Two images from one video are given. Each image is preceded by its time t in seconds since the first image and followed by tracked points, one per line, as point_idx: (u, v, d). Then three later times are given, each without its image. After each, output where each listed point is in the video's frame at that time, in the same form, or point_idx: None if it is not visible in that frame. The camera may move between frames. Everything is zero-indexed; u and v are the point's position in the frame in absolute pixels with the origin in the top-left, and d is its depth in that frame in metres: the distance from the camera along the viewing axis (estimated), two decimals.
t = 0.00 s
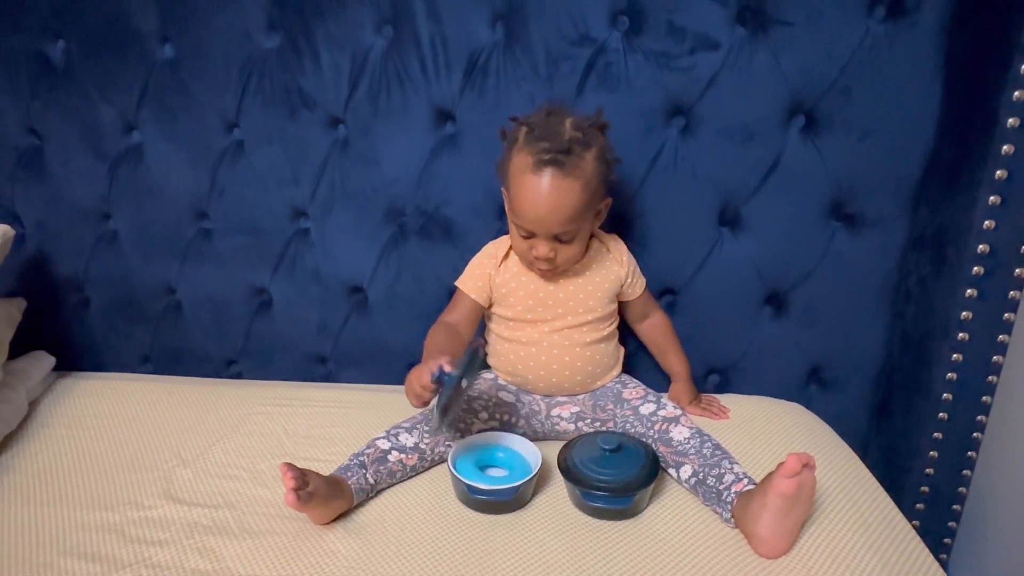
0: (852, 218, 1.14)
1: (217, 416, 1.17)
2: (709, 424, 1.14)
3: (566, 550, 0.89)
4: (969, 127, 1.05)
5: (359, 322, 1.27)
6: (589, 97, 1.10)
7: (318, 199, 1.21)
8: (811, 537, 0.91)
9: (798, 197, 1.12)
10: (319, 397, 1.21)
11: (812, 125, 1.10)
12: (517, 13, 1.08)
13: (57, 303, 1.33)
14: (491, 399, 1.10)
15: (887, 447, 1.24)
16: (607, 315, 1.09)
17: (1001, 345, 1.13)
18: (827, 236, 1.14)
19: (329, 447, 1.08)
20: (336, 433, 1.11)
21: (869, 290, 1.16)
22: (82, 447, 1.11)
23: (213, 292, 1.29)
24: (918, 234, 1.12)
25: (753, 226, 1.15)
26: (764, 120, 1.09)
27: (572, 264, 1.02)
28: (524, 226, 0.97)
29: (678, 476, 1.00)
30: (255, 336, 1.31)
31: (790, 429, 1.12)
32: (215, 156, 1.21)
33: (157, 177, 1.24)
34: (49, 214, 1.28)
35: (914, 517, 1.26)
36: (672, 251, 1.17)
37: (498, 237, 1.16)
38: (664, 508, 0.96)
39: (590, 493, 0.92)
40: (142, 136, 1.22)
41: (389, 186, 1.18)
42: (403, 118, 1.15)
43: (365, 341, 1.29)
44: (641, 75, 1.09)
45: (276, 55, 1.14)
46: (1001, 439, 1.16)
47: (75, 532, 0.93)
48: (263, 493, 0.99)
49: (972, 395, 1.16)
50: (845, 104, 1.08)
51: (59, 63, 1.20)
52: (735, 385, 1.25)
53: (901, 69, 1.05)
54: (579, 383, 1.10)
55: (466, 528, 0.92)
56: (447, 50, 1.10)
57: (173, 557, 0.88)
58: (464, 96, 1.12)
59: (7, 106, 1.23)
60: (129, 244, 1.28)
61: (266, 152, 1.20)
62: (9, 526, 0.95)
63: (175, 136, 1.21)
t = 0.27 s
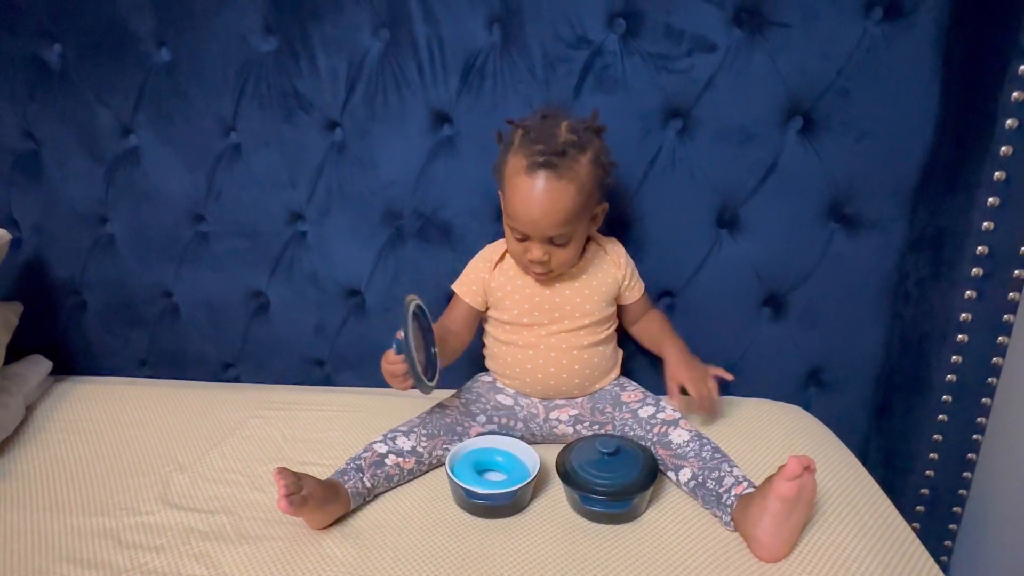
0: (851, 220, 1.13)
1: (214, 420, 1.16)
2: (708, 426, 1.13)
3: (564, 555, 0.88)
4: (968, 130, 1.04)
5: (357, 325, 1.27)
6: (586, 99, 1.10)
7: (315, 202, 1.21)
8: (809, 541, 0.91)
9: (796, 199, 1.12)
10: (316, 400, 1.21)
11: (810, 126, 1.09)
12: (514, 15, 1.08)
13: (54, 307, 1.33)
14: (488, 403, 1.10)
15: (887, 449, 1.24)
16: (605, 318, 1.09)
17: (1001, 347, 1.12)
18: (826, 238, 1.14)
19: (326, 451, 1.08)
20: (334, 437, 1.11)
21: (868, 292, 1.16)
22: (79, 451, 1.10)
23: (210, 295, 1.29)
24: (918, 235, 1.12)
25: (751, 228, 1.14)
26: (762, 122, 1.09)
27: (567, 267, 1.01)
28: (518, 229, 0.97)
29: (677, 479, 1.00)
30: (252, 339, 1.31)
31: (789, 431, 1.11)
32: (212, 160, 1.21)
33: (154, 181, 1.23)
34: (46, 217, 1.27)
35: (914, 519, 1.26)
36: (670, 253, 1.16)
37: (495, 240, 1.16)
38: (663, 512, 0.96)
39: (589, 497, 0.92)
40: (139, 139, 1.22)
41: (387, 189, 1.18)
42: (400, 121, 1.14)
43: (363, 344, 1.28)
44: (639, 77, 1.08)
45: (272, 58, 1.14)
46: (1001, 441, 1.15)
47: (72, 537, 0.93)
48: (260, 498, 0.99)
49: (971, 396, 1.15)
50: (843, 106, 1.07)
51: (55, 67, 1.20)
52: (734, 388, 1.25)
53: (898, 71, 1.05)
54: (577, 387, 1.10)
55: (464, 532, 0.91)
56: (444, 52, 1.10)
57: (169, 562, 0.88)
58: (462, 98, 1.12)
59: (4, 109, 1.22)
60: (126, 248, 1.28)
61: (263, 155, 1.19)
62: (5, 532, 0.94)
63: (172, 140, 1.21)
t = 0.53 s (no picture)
0: (851, 218, 1.13)
1: (212, 422, 1.16)
2: (709, 426, 1.13)
3: (564, 556, 0.88)
4: (968, 128, 1.04)
5: (356, 325, 1.26)
6: (586, 98, 1.09)
7: (314, 202, 1.20)
8: (810, 541, 0.90)
9: (797, 197, 1.12)
10: (315, 402, 1.20)
11: (810, 124, 1.09)
12: (512, 13, 1.07)
13: (51, 309, 1.32)
14: (487, 403, 1.10)
15: (888, 448, 1.23)
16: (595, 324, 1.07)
17: (1003, 346, 1.12)
18: (827, 236, 1.13)
19: (325, 452, 1.07)
20: (333, 438, 1.10)
21: (869, 290, 1.15)
22: (76, 454, 1.10)
23: (208, 296, 1.28)
24: (919, 234, 1.11)
25: (752, 227, 1.14)
26: (762, 120, 1.08)
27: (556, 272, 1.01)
28: (510, 229, 0.96)
29: (677, 481, 0.99)
30: (250, 340, 1.30)
31: (791, 432, 1.11)
32: (209, 160, 1.20)
33: (151, 181, 1.23)
34: (42, 218, 1.27)
35: (915, 519, 1.26)
36: (670, 252, 1.16)
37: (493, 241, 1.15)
38: (663, 513, 0.95)
39: (589, 499, 0.91)
40: (136, 140, 1.21)
41: (385, 188, 1.17)
42: (398, 120, 1.14)
43: (362, 345, 1.28)
44: (638, 75, 1.08)
45: (270, 57, 1.14)
46: (1003, 440, 1.15)
47: (68, 540, 0.92)
48: (258, 500, 0.98)
49: (972, 396, 1.15)
50: (844, 103, 1.07)
51: (51, 67, 1.19)
52: (735, 387, 1.24)
53: (899, 68, 1.04)
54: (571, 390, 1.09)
55: (464, 534, 0.91)
56: (442, 51, 1.10)
57: (166, 565, 0.87)
58: (460, 97, 1.11)
59: None
60: (123, 248, 1.27)
61: (261, 155, 1.19)
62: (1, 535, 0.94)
63: (169, 140, 1.20)
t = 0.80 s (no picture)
0: (852, 218, 1.13)
1: (213, 423, 1.16)
2: (707, 427, 1.13)
3: (565, 557, 0.88)
4: (968, 128, 1.04)
5: (357, 326, 1.27)
6: (585, 98, 1.09)
7: (314, 203, 1.20)
8: (811, 543, 0.90)
9: (797, 198, 1.11)
10: (315, 404, 1.20)
11: (810, 125, 1.09)
12: (512, 14, 1.07)
13: (52, 310, 1.32)
14: (486, 405, 1.11)
15: (889, 448, 1.23)
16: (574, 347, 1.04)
17: (1005, 346, 1.12)
18: (827, 236, 1.13)
19: (325, 454, 1.07)
20: (333, 440, 1.10)
21: (869, 290, 1.15)
22: (77, 456, 1.10)
23: (208, 298, 1.28)
24: (919, 233, 1.11)
25: (752, 227, 1.14)
26: (762, 120, 1.08)
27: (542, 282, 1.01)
28: (509, 214, 0.96)
29: (677, 483, 1.00)
30: (251, 341, 1.30)
31: (791, 432, 1.11)
32: (209, 162, 1.20)
33: (152, 183, 1.23)
34: (43, 220, 1.27)
35: (916, 518, 1.26)
36: (670, 253, 1.16)
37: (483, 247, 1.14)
38: (663, 515, 0.95)
39: (589, 500, 0.91)
40: (136, 142, 1.21)
41: (385, 190, 1.17)
42: (398, 122, 1.14)
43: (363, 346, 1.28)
44: (638, 76, 1.08)
45: (270, 58, 1.14)
46: (1004, 440, 1.15)
47: (70, 543, 0.92)
48: (259, 502, 0.98)
49: (973, 395, 1.15)
50: (844, 103, 1.07)
51: (51, 69, 1.19)
52: (735, 387, 1.24)
53: (899, 68, 1.04)
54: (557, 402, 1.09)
55: (465, 536, 0.91)
56: (442, 52, 1.09)
57: (168, 568, 0.87)
58: (460, 98, 1.11)
59: None
60: (124, 250, 1.28)
61: (260, 156, 1.19)
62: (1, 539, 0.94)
63: (169, 142, 1.20)
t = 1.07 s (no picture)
0: (850, 215, 1.12)
1: (210, 424, 1.15)
2: (705, 426, 1.12)
3: (563, 557, 0.87)
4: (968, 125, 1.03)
5: (354, 325, 1.26)
6: (582, 96, 1.09)
7: (310, 202, 1.19)
8: (811, 542, 0.89)
9: (796, 195, 1.11)
10: (312, 403, 1.20)
11: (808, 122, 1.08)
12: (509, 11, 1.06)
13: (48, 310, 1.32)
14: (482, 404, 1.10)
15: (888, 447, 1.23)
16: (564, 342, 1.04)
17: (1005, 343, 1.11)
18: (826, 234, 1.13)
19: (322, 454, 1.07)
20: (329, 440, 1.10)
21: (868, 287, 1.15)
22: (73, 457, 1.09)
23: (205, 297, 1.28)
24: (919, 231, 1.11)
25: (750, 225, 1.13)
26: (760, 118, 1.08)
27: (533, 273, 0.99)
28: (501, 197, 0.96)
29: (675, 483, 0.99)
30: (248, 341, 1.30)
31: (790, 430, 1.10)
32: (205, 161, 1.20)
33: (147, 182, 1.22)
34: (39, 220, 1.26)
35: (916, 517, 1.25)
36: (668, 251, 1.15)
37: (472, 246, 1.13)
38: (663, 515, 0.95)
39: (587, 500, 0.91)
40: (131, 141, 1.21)
41: (381, 188, 1.17)
42: (394, 120, 1.13)
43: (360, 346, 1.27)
44: (635, 73, 1.07)
45: (265, 56, 1.13)
46: (1004, 438, 1.14)
47: (65, 544, 0.92)
48: (255, 503, 0.98)
49: (973, 393, 1.14)
50: (843, 100, 1.06)
51: (46, 68, 1.19)
52: (734, 386, 1.24)
53: (897, 65, 1.04)
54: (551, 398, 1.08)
55: (463, 536, 0.90)
56: (438, 49, 1.09)
57: (164, 570, 0.87)
58: (456, 96, 1.11)
59: None
60: (120, 250, 1.27)
61: (256, 155, 1.18)
62: None
63: (164, 141, 1.20)
